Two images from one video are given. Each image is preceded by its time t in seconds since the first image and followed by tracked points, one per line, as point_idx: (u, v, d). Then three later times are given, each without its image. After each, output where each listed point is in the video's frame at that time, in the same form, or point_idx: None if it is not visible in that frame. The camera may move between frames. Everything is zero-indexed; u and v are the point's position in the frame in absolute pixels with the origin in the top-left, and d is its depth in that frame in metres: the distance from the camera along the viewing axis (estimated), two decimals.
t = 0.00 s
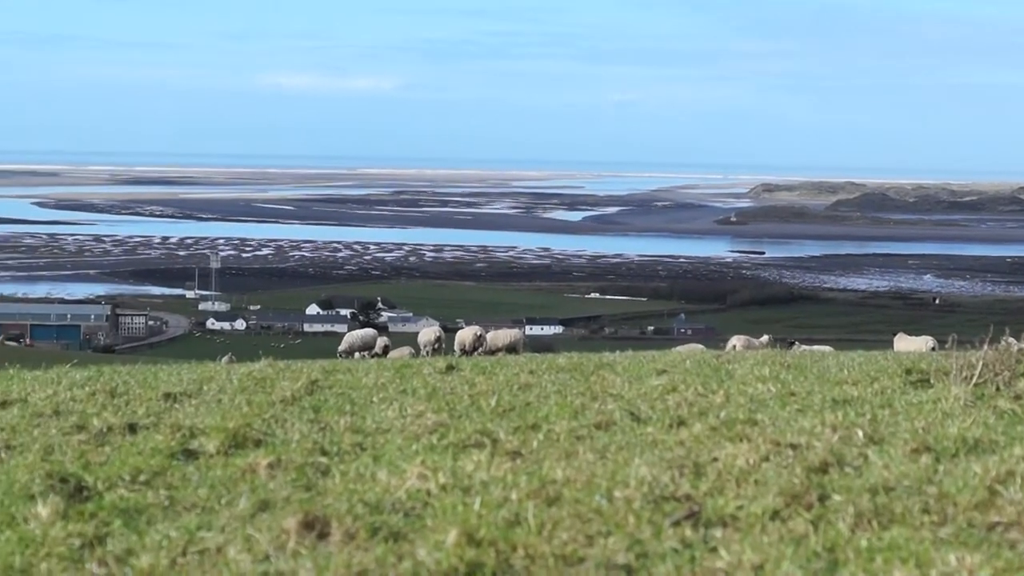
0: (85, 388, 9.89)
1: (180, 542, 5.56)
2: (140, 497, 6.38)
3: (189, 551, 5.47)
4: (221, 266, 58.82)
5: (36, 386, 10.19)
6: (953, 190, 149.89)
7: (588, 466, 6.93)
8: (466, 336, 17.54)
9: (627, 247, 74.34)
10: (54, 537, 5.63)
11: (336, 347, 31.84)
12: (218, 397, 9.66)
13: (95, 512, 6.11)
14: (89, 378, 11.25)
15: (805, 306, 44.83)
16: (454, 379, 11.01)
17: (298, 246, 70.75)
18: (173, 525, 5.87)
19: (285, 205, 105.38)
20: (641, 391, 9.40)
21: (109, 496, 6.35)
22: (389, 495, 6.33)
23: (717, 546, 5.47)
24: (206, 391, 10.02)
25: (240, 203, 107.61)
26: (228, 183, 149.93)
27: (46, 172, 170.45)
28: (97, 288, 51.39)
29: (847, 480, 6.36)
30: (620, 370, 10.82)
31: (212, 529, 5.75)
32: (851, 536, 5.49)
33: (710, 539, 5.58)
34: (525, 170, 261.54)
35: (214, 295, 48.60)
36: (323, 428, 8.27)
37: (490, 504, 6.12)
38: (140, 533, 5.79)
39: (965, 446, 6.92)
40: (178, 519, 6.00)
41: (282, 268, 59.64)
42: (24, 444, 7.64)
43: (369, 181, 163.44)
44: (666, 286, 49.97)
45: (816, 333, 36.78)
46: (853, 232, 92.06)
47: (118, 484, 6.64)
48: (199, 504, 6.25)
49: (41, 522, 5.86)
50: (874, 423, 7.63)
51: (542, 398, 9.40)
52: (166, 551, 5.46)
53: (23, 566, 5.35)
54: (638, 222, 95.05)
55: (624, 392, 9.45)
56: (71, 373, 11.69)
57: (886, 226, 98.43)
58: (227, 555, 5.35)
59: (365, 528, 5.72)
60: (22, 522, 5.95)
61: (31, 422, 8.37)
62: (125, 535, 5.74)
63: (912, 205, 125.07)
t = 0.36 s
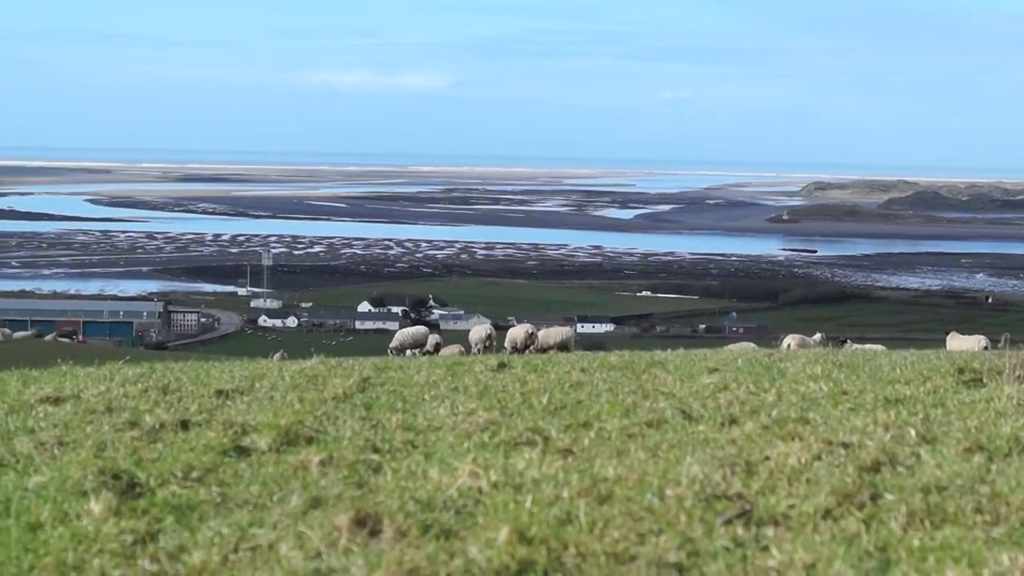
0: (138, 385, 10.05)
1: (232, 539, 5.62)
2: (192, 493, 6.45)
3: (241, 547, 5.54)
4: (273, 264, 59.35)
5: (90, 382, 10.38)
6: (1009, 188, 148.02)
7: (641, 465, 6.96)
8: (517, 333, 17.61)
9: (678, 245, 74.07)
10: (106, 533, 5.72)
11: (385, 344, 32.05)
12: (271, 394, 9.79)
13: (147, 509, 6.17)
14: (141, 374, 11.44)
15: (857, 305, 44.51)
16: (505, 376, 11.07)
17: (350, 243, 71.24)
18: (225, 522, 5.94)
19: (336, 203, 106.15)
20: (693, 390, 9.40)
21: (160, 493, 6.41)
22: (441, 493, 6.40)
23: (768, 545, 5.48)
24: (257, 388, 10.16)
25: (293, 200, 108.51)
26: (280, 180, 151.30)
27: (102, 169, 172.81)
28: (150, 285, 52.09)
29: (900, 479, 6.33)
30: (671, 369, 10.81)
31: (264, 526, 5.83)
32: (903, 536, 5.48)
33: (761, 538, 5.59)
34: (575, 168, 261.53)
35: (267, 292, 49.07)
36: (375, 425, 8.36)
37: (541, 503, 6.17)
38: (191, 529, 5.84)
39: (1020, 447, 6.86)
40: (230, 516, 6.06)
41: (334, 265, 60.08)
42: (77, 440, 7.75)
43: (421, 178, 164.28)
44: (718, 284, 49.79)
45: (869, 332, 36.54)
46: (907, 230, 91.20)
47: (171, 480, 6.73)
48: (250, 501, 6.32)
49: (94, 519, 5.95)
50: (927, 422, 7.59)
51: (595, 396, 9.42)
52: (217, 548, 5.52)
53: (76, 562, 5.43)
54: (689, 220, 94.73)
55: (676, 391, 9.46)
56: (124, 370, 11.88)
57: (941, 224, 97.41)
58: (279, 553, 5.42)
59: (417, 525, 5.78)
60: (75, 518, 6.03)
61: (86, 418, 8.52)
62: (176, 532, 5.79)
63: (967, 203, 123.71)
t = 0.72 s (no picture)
0: (187, 383, 10.18)
1: (280, 536, 5.69)
2: (241, 491, 6.53)
3: (289, 546, 5.60)
4: (323, 262, 59.79)
5: (139, 380, 10.52)
6: None
7: (689, 464, 6.97)
8: (565, 332, 17.65)
9: (727, 245, 73.71)
10: (155, 530, 5.78)
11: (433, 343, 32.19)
12: (319, 393, 9.89)
13: (196, 506, 6.24)
14: (190, 372, 11.59)
15: (907, 305, 44.14)
16: (552, 376, 11.09)
17: (398, 242, 71.60)
18: (273, 519, 6.01)
19: (385, 202, 106.71)
20: (741, 389, 9.40)
21: (209, 490, 6.50)
22: (488, 492, 6.46)
23: (817, 545, 5.49)
24: (306, 386, 10.28)
25: (342, 199, 109.18)
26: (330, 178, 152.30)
27: (153, 168, 174.61)
28: (200, 283, 52.63)
29: (949, 479, 6.31)
30: (720, 368, 10.80)
31: (312, 524, 5.90)
32: (953, 536, 5.46)
33: (810, 538, 5.60)
34: (623, 167, 261.13)
35: (316, 290, 49.45)
36: (423, 423, 8.44)
37: (589, 501, 6.21)
38: (240, 527, 5.91)
39: None
40: (278, 514, 6.14)
41: (383, 264, 60.44)
42: (126, 437, 7.85)
43: (469, 177, 164.74)
44: (767, 284, 49.53)
45: (917, 332, 36.28)
46: (958, 230, 90.26)
47: (220, 477, 6.81)
48: (298, 499, 6.40)
49: (143, 516, 6.02)
50: (978, 422, 7.53)
51: (644, 395, 9.45)
52: (265, 545, 5.57)
53: (125, 559, 5.51)
54: (738, 219, 94.34)
55: (724, 389, 9.47)
56: (174, 368, 12.04)
57: (993, 225, 96.26)
58: (326, 550, 5.49)
59: (464, 523, 5.85)
60: (125, 515, 6.11)
61: (135, 415, 8.65)
62: (224, 529, 5.86)
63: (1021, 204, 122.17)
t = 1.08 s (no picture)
0: (229, 379, 10.30)
1: (323, 534, 5.74)
2: (284, 488, 6.61)
3: (332, 542, 5.66)
4: (366, 260, 60.08)
5: (183, 377, 10.65)
6: None
7: (733, 463, 6.98)
8: (609, 331, 17.68)
9: (771, 243, 73.26)
10: (199, 527, 5.85)
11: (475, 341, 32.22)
12: (362, 391, 9.97)
13: (239, 503, 6.32)
14: (232, 368, 11.70)
15: (953, 304, 43.63)
16: (596, 374, 11.12)
17: (441, 240, 71.82)
18: (317, 517, 6.08)
19: (429, 200, 106.96)
20: (785, 388, 9.38)
21: (253, 487, 6.58)
22: (531, 490, 6.51)
23: (861, 545, 5.49)
24: (349, 383, 10.37)
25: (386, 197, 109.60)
26: (375, 176, 152.91)
27: (197, 166, 176.28)
28: (243, 281, 53.01)
29: (994, 479, 6.28)
30: (762, 367, 10.77)
31: (355, 522, 5.96)
32: (997, 537, 5.45)
33: (854, 538, 5.60)
34: (667, 165, 259.94)
35: (359, 288, 49.71)
36: (465, 421, 8.50)
37: (631, 500, 6.25)
38: (284, 525, 5.98)
39: None
40: (322, 511, 6.21)
41: (426, 262, 60.64)
42: (170, 434, 7.95)
43: (514, 176, 164.70)
44: (811, 283, 49.14)
45: (964, 331, 35.81)
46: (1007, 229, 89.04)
47: (263, 475, 6.88)
48: (342, 496, 6.47)
49: (187, 513, 6.10)
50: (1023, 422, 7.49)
51: (686, 395, 9.44)
52: (309, 542, 5.64)
53: (168, 555, 5.56)
54: (783, 218, 93.68)
55: (767, 389, 9.45)
56: (217, 365, 12.16)
57: None
58: (371, 548, 5.54)
59: (508, 522, 5.89)
60: (169, 512, 6.19)
61: (179, 412, 8.75)
62: (268, 527, 5.93)
63: None
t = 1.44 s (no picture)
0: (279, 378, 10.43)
1: (373, 533, 5.82)
2: (333, 487, 6.70)
3: (381, 541, 5.73)
4: (415, 258, 60.36)
5: (233, 376, 10.80)
6: None
7: (782, 464, 6.99)
8: (658, 331, 17.66)
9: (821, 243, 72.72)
10: (247, 525, 5.94)
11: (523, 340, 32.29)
12: (412, 390, 10.07)
13: (288, 501, 6.41)
14: (283, 368, 11.88)
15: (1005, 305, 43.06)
16: (645, 374, 11.15)
17: (490, 239, 71.98)
18: (366, 515, 6.17)
19: (478, 199, 107.20)
20: (834, 388, 9.36)
21: (302, 486, 6.67)
22: (579, 489, 6.56)
23: (909, 546, 5.49)
24: (398, 382, 10.47)
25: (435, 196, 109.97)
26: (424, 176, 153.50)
27: (247, 164, 177.81)
28: (292, 280, 53.47)
29: None
30: (812, 368, 10.72)
31: (404, 520, 6.05)
32: None
33: (903, 538, 5.60)
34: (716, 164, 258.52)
35: (408, 287, 49.95)
36: (514, 420, 8.58)
37: (680, 500, 6.29)
38: (332, 523, 6.07)
39: None
40: (370, 510, 6.30)
41: (474, 261, 60.81)
42: (220, 432, 8.07)
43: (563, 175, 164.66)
44: (861, 283, 48.70)
45: (1016, 333, 35.31)
46: None
47: (312, 473, 6.97)
48: (391, 495, 6.56)
49: (235, 511, 6.21)
50: None
51: (736, 394, 9.44)
52: (357, 541, 5.72)
53: (218, 553, 5.64)
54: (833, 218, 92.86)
55: (817, 389, 9.43)
56: (267, 364, 12.34)
57: None
58: (419, 547, 5.62)
59: (556, 522, 5.94)
60: (218, 510, 6.30)
61: (228, 410, 8.90)
62: (316, 525, 6.02)
63: None
